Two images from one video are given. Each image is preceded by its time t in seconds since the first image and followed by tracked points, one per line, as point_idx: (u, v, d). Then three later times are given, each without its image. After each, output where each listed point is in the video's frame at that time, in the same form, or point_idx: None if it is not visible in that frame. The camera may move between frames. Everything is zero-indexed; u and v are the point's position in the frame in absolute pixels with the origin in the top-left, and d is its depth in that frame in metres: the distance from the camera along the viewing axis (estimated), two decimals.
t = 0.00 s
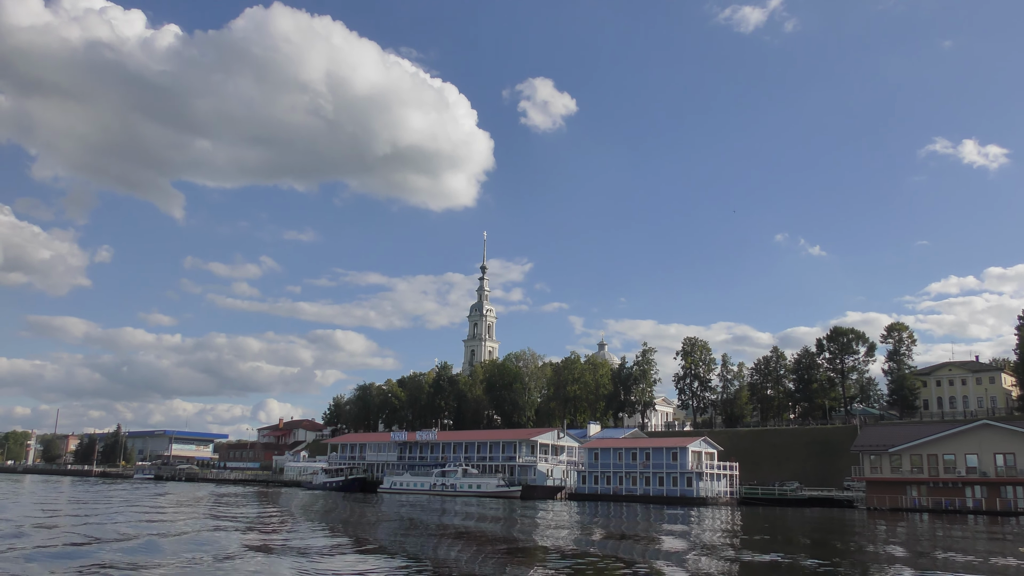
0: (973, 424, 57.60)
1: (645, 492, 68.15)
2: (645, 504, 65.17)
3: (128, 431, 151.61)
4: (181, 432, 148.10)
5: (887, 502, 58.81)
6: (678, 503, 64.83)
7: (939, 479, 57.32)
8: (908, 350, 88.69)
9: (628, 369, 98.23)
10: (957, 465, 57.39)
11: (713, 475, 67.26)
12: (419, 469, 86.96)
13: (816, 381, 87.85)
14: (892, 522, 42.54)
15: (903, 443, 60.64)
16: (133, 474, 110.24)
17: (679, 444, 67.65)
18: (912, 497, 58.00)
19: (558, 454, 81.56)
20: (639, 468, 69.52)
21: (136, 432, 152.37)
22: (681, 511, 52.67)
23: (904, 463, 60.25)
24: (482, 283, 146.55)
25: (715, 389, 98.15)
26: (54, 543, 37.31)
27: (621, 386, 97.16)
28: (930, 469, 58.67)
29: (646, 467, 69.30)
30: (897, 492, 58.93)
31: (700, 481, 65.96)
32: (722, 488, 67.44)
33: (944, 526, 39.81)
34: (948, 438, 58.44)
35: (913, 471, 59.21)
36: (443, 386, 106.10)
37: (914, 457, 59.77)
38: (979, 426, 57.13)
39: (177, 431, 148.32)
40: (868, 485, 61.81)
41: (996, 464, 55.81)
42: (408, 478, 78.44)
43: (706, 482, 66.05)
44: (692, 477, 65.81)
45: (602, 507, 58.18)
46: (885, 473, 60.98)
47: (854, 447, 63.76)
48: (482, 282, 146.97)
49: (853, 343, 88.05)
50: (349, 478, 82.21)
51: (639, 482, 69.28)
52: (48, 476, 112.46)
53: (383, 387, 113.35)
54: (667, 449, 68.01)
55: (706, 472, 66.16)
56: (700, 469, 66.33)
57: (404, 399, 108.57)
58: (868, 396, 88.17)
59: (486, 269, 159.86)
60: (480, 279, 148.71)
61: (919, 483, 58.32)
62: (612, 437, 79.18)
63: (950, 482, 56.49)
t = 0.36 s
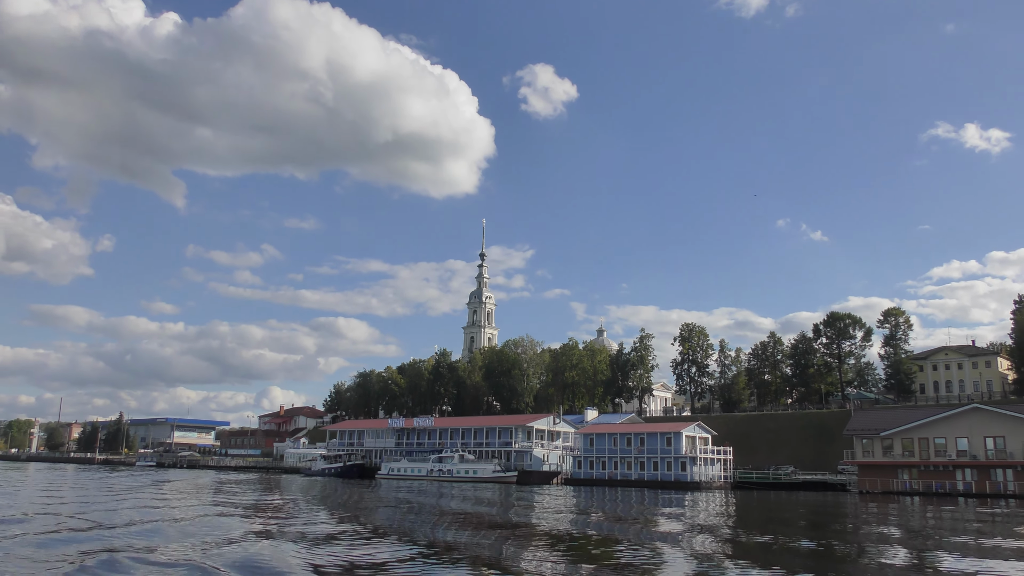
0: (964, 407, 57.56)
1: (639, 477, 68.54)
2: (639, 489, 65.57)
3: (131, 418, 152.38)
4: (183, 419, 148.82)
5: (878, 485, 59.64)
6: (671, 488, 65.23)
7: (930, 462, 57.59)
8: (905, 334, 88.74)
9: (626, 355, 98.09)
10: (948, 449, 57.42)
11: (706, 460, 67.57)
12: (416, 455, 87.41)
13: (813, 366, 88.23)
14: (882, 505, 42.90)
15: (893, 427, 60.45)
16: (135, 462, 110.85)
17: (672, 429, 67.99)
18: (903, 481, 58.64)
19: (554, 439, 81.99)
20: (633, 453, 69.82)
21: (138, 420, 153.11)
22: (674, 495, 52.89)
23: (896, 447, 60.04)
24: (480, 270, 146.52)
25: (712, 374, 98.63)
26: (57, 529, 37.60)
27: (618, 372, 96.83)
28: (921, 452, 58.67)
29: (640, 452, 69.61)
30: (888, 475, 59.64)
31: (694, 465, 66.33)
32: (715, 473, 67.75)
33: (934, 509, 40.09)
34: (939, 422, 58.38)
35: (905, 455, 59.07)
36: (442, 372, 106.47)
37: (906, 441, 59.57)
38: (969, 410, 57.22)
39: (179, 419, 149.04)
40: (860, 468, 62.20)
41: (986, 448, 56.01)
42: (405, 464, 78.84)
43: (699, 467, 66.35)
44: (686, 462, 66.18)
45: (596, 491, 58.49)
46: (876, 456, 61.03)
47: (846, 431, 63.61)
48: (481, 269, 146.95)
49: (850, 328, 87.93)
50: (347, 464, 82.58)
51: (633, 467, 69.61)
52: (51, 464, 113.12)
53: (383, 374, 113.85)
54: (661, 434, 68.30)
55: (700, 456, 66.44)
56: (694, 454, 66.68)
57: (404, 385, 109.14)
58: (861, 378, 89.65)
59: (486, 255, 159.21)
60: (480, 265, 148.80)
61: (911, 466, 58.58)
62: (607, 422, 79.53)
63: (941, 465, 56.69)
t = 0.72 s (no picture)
0: (954, 390, 57.98)
1: (635, 461, 68.96)
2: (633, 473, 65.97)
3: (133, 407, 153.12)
4: (184, 407, 149.47)
5: (870, 468, 60.02)
6: (666, 472, 65.66)
7: (920, 444, 58.01)
8: (901, 318, 88.87)
9: (625, 340, 99.10)
10: (939, 431, 57.95)
11: (700, 444, 67.96)
12: (414, 441, 87.91)
13: (810, 350, 88.23)
14: (874, 487, 43.20)
15: (885, 410, 60.94)
16: (137, 450, 111.48)
17: (667, 413, 68.26)
18: (895, 463, 59.04)
19: (550, 425, 82.53)
20: (628, 438, 70.20)
21: (140, 408, 153.82)
22: (668, 479, 53.18)
23: (887, 430, 60.48)
24: (478, 257, 146.44)
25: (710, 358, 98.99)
26: (61, 517, 37.93)
27: (616, 357, 98.05)
28: (912, 434, 59.14)
29: (635, 436, 69.99)
30: (880, 458, 60.04)
31: (688, 449, 66.76)
32: (710, 456, 68.16)
33: (923, 490, 40.45)
34: (931, 404, 58.57)
35: (896, 437, 59.61)
36: (441, 359, 106.74)
37: (897, 423, 60.02)
38: (960, 393, 57.55)
39: (181, 407, 149.68)
40: (853, 451, 62.53)
41: (977, 429, 56.47)
42: (403, 451, 79.22)
43: (694, 451, 66.75)
44: (680, 446, 66.62)
45: (591, 475, 58.80)
46: (868, 439, 61.38)
47: (839, 414, 64.10)
48: (478, 255, 146.96)
49: (847, 312, 87.94)
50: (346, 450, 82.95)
51: (629, 451, 70.03)
52: (54, 452, 113.87)
53: (383, 360, 114.18)
54: (655, 418, 68.60)
55: (694, 440, 66.87)
56: (688, 438, 67.06)
57: (404, 371, 109.65)
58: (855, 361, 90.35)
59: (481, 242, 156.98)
60: (478, 251, 148.67)
61: (903, 448, 58.99)
62: (603, 407, 79.90)
63: (932, 447, 57.18)
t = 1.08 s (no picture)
0: (946, 373, 58.07)
1: (631, 447, 69.28)
2: (629, 458, 66.28)
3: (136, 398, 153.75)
4: (187, 398, 149.96)
5: (864, 451, 60.11)
6: (661, 457, 66.01)
7: (914, 427, 58.22)
8: (899, 302, 88.84)
9: (623, 326, 99.14)
10: (931, 414, 58.28)
11: (696, 429, 68.21)
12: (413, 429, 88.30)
13: (808, 334, 88.25)
14: (869, 470, 43.37)
15: (879, 394, 61.21)
16: (141, 441, 112.08)
17: (662, 399, 68.51)
18: (889, 446, 59.15)
19: (547, 412, 82.95)
20: (625, 424, 70.48)
21: (143, 400, 154.56)
22: (665, 464, 53.39)
23: (880, 414, 61.04)
24: (477, 245, 146.19)
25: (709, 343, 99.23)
26: (65, 507, 38.20)
27: (615, 343, 98.23)
28: (905, 417, 59.54)
29: (631, 422, 70.27)
30: (874, 441, 60.08)
31: (683, 435, 67.10)
32: (705, 442, 68.42)
33: (916, 473, 40.61)
34: (925, 387, 58.92)
35: (889, 421, 60.00)
36: (441, 347, 107.03)
37: (891, 407, 60.48)
38: (952, 376, 57.66)
39: (183, 397, 150.18)
40: (846, 435, 62.66)
41: (969, 412, 56.70)
42: (402, 439, 79.50)
43: (690, 436, 67.04)
44: (676, 431, 66.91)
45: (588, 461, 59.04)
46: (862, 423, 61.60)
47: (833, 398, 64.19)
48: (478, 243, 146.65)
49: (845, 296, 88.23)
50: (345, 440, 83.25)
51: (625, 437, 70.34)
52: (58, 444, 114.53)
53: (383, 349, 114.33)
54: (651, 404, 68.82)
55: (689, 426, 67.15)
56: (683, 423, 67.35)
57: (404, 360, 110.02)
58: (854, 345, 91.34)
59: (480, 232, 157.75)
60: (477, 240, 148.71)
61: (896, 431, 59.24)
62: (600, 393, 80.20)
63: (925, 430, 57.44)
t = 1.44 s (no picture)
0: (939, 361, 58.03)
1: (627, 437, 69.58)
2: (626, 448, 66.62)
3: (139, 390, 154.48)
4: (190, 390, 150.68)
5: (857, 440, 60.38)
6: (657, 446, 66.29)
7: (907, 416, 58.34)
8: (897, 291, 88.71)
9: (621, 317, 98.69)
10: (925, 403, 58.32)
11: (692, 419, 68.43)
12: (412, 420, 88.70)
13: (807, 323, 88.39)
14: (862, 459, 43.52)
15: (873, 383, 61.18)
16: (144, 433, 112.75)
17: (658, 389, 68.66)
18: (883, 435, 59.40)
19: (545, 402, 83.23)
20: (621, 414, 70.70)
21: (146, 392, 155.24)
22: (661, 453, 53.57)
23: (875, 402, 60.88)
24: (478, 236, 146.23)
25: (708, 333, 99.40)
26: (70, 499, 38.49)
27: (615, 334, 97.93)
28: (899, 406, 59.52)
29: (627, 412, 70.52)
30: (868, 430, 60.28)
31: (679, 424, 67.33)
32: (701, 431, 68.65)
33: (910, 461, 40.78)
34: (918, 376, 58.93)
35: (883, 409, 59.93)
36: (442, 338, 107.17)
37: (885, 395, 60.38)
38: (945, 364, 57.64)
39: (186, 389, 150.87)
40: (841, 423, 62.85)
41: (961, 400, 56.74)
42: (400, 430, 79.82)
43: (685, 425, 67.22)
44: (672, 421, 67.10)
45: (585, 451, 59.31)
46: (856, 411, 61.63)
47: (827, 386, 64.31)
48: (478, 235, 146.67)
49: (844, 285, 87.92)
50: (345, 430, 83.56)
51: (621, 427, 70.60)
52: (62, 437, 115.12)
53: (385, 340, 114.38)
54: (647, 394, 69.01)
55: (685, 415, 67.31)
56: (679, 413, 67.53)
57: (406, 351, 110.10)
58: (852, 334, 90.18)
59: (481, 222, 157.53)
60: (478, 231, 148.67)
61: (889, 420, 59.38)
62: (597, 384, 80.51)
63: (918, 418, 57.58)
